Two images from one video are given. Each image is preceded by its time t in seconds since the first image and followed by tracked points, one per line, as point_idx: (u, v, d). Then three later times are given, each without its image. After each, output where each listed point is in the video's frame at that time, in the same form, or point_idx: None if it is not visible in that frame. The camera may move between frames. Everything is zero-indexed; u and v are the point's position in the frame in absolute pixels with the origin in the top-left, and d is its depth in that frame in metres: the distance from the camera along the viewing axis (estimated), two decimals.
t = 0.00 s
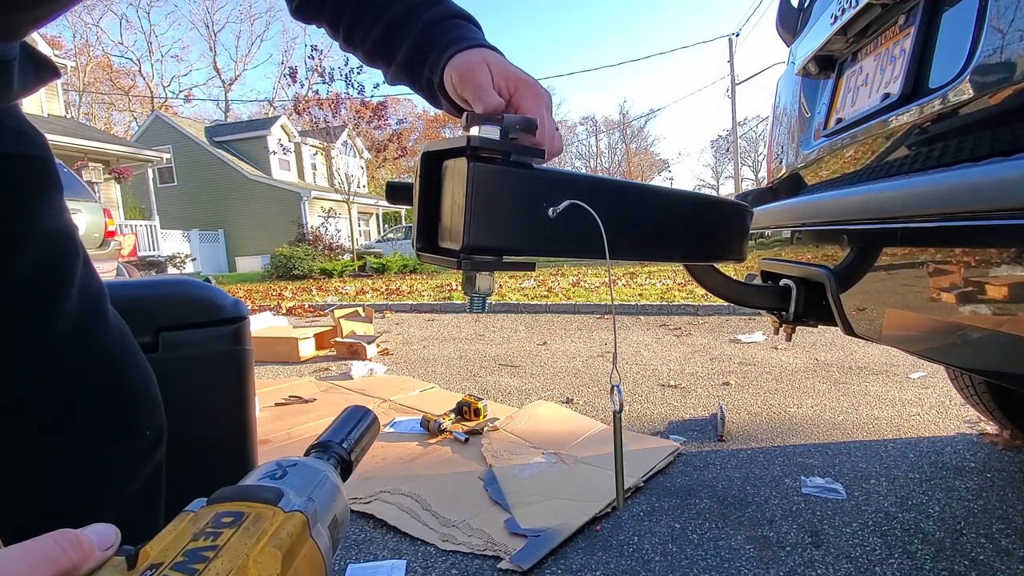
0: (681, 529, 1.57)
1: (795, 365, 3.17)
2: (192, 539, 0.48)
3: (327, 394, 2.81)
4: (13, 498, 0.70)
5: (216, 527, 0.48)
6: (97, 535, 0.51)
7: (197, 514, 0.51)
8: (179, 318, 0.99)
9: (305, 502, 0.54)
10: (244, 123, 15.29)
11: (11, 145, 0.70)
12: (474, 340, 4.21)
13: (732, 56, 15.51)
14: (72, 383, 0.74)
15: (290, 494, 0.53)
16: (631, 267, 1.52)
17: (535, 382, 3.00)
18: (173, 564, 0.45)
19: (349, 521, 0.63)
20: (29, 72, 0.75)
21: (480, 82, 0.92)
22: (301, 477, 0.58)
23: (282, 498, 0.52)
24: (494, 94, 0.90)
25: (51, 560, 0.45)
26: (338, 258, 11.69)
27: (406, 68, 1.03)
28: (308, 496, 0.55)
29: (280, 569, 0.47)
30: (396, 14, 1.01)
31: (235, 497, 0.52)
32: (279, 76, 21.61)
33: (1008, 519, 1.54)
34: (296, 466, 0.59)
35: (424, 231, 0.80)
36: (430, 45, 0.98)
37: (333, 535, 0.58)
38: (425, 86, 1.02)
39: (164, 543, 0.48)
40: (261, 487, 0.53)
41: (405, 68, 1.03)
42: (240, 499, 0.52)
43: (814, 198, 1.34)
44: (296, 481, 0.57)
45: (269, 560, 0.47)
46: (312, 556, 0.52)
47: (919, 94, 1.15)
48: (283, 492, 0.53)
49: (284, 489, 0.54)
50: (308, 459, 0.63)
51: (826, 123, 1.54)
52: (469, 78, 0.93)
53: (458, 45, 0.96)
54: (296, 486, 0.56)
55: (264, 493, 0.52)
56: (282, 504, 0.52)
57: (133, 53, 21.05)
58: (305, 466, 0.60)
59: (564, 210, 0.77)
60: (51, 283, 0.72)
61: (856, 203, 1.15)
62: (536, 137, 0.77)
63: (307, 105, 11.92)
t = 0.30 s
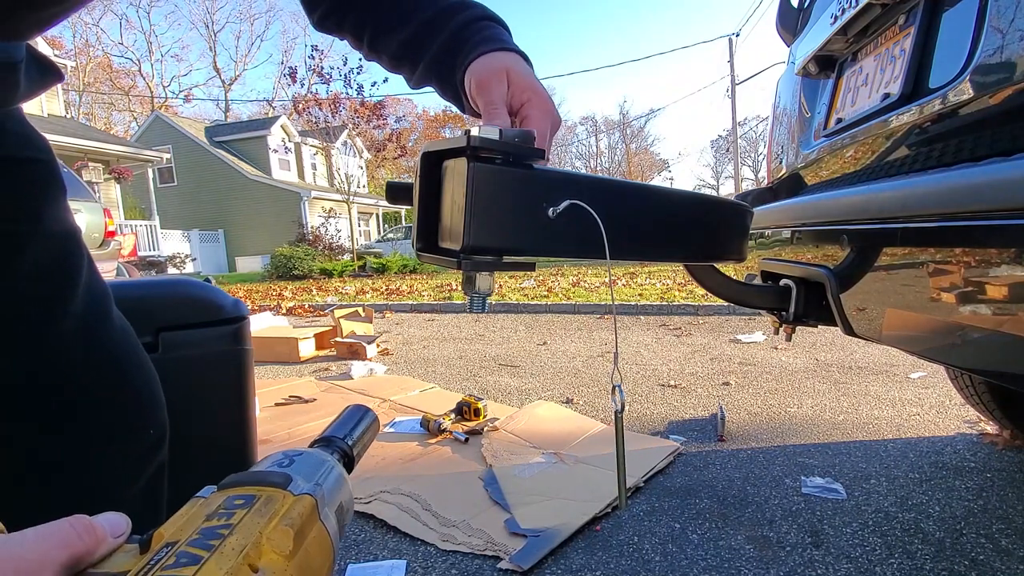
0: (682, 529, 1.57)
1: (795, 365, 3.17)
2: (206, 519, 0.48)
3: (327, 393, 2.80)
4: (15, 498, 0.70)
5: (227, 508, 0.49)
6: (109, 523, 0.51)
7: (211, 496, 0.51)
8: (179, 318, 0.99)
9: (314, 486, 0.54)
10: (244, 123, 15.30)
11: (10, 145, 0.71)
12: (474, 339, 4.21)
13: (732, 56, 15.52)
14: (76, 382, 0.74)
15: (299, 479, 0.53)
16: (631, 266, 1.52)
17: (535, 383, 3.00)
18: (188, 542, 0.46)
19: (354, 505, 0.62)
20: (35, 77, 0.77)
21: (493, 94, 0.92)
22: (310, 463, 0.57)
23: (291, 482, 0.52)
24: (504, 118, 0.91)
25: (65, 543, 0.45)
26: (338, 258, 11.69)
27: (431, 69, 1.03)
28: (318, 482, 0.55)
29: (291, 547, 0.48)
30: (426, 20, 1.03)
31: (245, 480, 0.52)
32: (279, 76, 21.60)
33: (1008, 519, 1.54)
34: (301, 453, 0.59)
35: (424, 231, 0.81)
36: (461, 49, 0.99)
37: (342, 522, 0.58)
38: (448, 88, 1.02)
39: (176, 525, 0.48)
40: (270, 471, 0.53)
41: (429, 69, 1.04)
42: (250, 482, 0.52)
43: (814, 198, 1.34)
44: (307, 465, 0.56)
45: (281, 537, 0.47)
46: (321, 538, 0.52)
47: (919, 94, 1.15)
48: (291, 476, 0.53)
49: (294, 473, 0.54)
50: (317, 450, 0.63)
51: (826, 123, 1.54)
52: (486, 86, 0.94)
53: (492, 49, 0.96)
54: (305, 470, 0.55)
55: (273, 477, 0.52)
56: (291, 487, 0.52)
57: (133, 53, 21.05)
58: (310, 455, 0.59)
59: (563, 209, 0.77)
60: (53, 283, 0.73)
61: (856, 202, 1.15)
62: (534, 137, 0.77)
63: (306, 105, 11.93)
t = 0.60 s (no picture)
0: (682, 529, 1.57)
1: (795, 365, 3.17)
2: (230, 524, 0.48)
3: (327, 393, 2.81)
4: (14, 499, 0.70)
5: (251, 513, 0.49)
6: (134, 525, 0.50)
7: (234, 502, 0.52)
8: (179, 318, 0.99)
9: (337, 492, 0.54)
10: (244, 123, 15.31)
11: (10, 146, 0.70)
12: (474, 339, 4.21)
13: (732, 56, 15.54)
14: (79, 382, 0.74)
15: (321, 484, 0.53)
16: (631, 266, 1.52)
17: (535, 383, 3.00)
18: (213, 547, 0.45)
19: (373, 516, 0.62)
20: (37, 79, 0.78)
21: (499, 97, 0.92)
22: (331, 468, 0.58)
23: (314, 488, 0.52)
24: (507, 119, 0.91)
25: (92, 544, 0.44)
26: (338, 258, 11.70)
27: (439, 69, 1.03)
28: (340, 488, 0.55)
29: (315, 554, 0.48)
30: (435, 21, 1.03)
31: (268, 486, 0.52)
32: (279, 76, 21.60)
33: (1008, 519, 1.54)
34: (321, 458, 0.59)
35: (424, 230, 0.81)
36: (472, 51, 0.99)
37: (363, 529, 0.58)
38: (454, 88, 1.02)
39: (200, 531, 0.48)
40: (293, 475, 0.54)
41: (437, 69, 1.04)
42: (274, 486, 0.52)
43: (814, 198, 1.34)
44: (328, 470, 0.57)
45: (305, 544, 0.47)
46: (344, 545, 0.52)
47: (919, 94, 1.15)
48: (315, 482, 0.53)
49: (317, 478, 0.54)
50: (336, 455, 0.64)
51: (826, 123, 1.54)
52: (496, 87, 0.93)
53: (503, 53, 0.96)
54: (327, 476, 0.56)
55: (296, 482, 0.52)
56: (315, 493, 0.52)
57: (133, 53, 21.05)
58: (332, 460, 0.59)
59: (563, 210, 0.77)
60: (54, 283, 0.72)
61: (856, 202, 1.15)
62: (533, 138, 0.78)
63: (306, 105, 11.93)
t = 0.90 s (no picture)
0: (682, 529, 1.57)
1: (795, 365, 3.17)
2: (233, 529, 0.48)
3: (327, 393, 2.81)
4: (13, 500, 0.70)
5: (254, 517, 0.49)
6: (137, 531, 0.50)
7: (237, 506, 0.52)
8: (179, 318, 0.99)
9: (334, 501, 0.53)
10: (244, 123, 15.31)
11: (10, 147, 0.70)
12: (474, 339, 4.21)
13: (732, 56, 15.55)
14: (79, 382, 0.74)
15: (325, 488, 0.53)
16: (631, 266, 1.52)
17: (535, 383, 3.00)
18: (216, 552, 0.46)
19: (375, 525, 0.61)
20: (36, 78, 0.78)
21: (498, 91, 0.91)
22: (334, 471, 0.58)
23: (318, 492, 0.52)
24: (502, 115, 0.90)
25: (95, 550, 0.44)
26: (338, 258, 11.69)
27: (443, 66, 1.03)
28: (343, 492, 0.55)
29: (318, 558, 0.48)
30: (435, 21, 1.04)
31: (271, 489, 0.52)
32: (279, 76, 21.58)
33: (1008, 519, 1.54)
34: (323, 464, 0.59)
35: (424, 230, 0.81)
36: (472, 50, 0.99)
37: (366, 532, 0.58)
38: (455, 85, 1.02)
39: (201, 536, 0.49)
40: (296, 480, 0.54)
41: (440, 66, 1.03)
42: (277, 489, 0.52)
43: (814, 198, 1.34)
44: (331, 475, 0.57)
45: (309, 550, 0.47)
46: (347, 549, 0.52)
47: (919, 94, 1.15)
48: (319, 486, 0.53)
49: (320, 482, 0.54)
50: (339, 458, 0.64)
51: (826, 123, 1.54)
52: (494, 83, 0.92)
53: (509, 47, 0.96)
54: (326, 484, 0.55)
55: (300, 486, 0.52)
56: (318, 497, 0.52)
57: (133, 53, 21.05)
58: (335, 464, 0.59)
59: (564, 210, 0.77)
60: (55, 284, 0.73)
61: (855, 202, 1.15)
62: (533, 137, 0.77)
63: (306, 105, 11.93)
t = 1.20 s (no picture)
0: (682, 529, 1.57)
1: (795, 365, 3.17)
2: (229, 539, 0.46)
3: (327, 393, 2.81)
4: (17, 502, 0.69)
5: (253, 525, 0.47)
6: (170, 506, 0.46)
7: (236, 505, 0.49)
8: (180, 318, 0.99)
9: (342, 497, 0.52)
10: (244, 123, 15.33)
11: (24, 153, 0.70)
12: (474, 339, 4.21)
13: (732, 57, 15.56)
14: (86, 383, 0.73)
15: (328, 485, 0.52)
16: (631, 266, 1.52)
17: (535, 383, 3.00)
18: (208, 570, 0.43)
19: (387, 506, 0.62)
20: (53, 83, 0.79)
21: (503, 95, 0.92)
22: (337, 463, 0.56)
23: (320, 489, 0.51)
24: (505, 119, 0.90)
25: (107, 551, 0.42)
26: (338, 258, 11.70)
27: (446, 66, 1.03)
28: (346, 487, 0.54)
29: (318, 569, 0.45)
30: (443, 19, 1.04)
31: (271, 488, 0.50)
32: (279, 76, 21.58)
33: (1008, 519, 1.54)
34: (333, 453, 0.58)
35: (423, 231, 0.81)
36: (480, 50, 0.99)
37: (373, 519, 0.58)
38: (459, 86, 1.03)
39: (200, 541, 0.46)
40: (297, 477, 0.52)
41: (443, 67, 1.04)
42: (277, 490, 0.50)
43: (814, 198, 1.34)
44: (334, 469, 0.55)
45: (306, 561, 0.45)
46: (352, 547, 0.51)
47: (919, 93, 1.15)
48: (320, 484, 0.51)
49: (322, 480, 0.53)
50: (347, 437, 0.63)
51: (826, 123, 1.54)
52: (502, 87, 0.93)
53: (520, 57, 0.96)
54: (334, 478, 0.54)
55: (301, 485, 0.51)
56: (318, 497, 0.50)
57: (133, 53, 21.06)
58: (339, 454, 0.58)
59: (564, 209, 0.77)
60: (76, 283, 0.73)
61: (855, 202, 1.15)
62: (533, 137, 0.77)
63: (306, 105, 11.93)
